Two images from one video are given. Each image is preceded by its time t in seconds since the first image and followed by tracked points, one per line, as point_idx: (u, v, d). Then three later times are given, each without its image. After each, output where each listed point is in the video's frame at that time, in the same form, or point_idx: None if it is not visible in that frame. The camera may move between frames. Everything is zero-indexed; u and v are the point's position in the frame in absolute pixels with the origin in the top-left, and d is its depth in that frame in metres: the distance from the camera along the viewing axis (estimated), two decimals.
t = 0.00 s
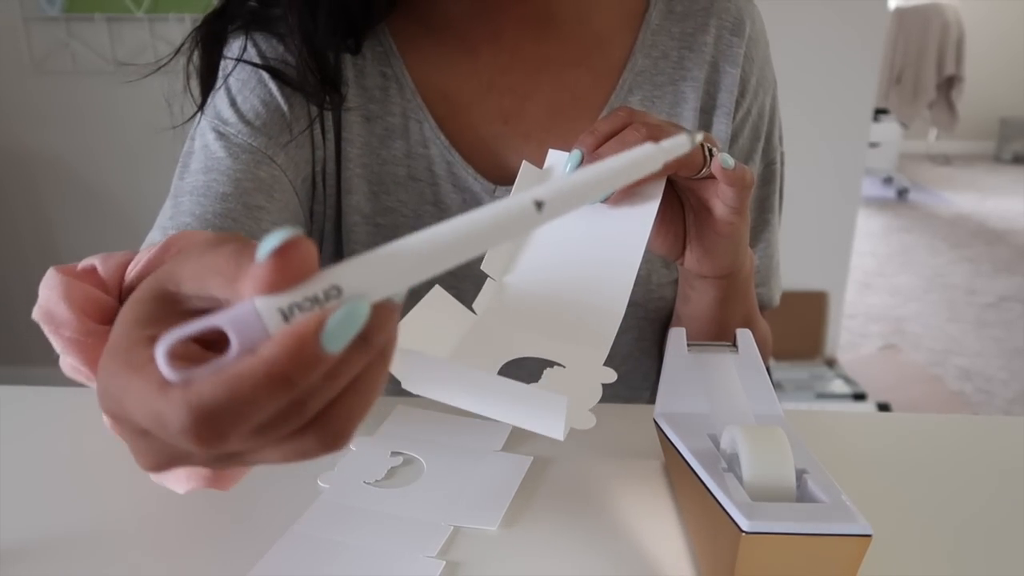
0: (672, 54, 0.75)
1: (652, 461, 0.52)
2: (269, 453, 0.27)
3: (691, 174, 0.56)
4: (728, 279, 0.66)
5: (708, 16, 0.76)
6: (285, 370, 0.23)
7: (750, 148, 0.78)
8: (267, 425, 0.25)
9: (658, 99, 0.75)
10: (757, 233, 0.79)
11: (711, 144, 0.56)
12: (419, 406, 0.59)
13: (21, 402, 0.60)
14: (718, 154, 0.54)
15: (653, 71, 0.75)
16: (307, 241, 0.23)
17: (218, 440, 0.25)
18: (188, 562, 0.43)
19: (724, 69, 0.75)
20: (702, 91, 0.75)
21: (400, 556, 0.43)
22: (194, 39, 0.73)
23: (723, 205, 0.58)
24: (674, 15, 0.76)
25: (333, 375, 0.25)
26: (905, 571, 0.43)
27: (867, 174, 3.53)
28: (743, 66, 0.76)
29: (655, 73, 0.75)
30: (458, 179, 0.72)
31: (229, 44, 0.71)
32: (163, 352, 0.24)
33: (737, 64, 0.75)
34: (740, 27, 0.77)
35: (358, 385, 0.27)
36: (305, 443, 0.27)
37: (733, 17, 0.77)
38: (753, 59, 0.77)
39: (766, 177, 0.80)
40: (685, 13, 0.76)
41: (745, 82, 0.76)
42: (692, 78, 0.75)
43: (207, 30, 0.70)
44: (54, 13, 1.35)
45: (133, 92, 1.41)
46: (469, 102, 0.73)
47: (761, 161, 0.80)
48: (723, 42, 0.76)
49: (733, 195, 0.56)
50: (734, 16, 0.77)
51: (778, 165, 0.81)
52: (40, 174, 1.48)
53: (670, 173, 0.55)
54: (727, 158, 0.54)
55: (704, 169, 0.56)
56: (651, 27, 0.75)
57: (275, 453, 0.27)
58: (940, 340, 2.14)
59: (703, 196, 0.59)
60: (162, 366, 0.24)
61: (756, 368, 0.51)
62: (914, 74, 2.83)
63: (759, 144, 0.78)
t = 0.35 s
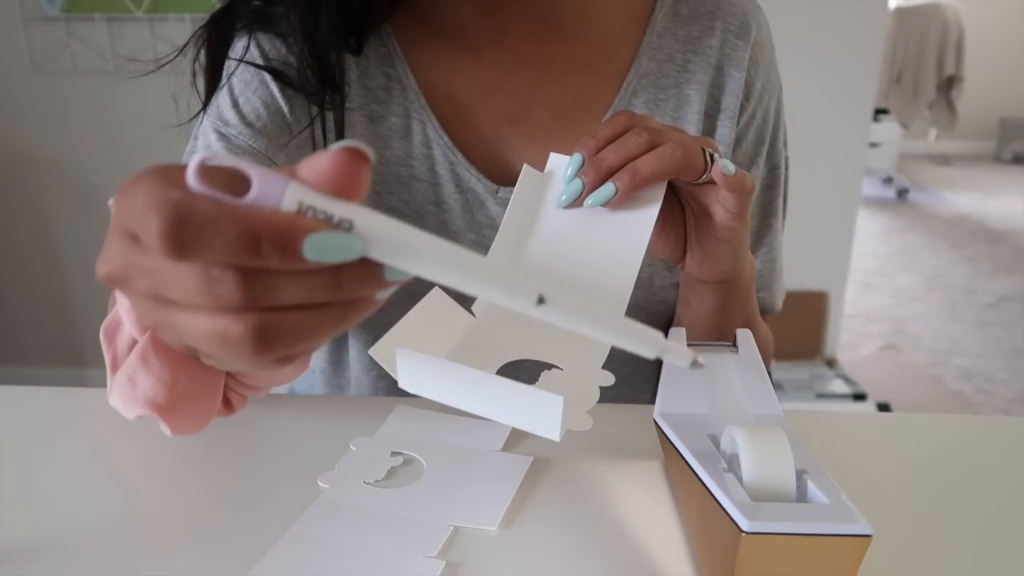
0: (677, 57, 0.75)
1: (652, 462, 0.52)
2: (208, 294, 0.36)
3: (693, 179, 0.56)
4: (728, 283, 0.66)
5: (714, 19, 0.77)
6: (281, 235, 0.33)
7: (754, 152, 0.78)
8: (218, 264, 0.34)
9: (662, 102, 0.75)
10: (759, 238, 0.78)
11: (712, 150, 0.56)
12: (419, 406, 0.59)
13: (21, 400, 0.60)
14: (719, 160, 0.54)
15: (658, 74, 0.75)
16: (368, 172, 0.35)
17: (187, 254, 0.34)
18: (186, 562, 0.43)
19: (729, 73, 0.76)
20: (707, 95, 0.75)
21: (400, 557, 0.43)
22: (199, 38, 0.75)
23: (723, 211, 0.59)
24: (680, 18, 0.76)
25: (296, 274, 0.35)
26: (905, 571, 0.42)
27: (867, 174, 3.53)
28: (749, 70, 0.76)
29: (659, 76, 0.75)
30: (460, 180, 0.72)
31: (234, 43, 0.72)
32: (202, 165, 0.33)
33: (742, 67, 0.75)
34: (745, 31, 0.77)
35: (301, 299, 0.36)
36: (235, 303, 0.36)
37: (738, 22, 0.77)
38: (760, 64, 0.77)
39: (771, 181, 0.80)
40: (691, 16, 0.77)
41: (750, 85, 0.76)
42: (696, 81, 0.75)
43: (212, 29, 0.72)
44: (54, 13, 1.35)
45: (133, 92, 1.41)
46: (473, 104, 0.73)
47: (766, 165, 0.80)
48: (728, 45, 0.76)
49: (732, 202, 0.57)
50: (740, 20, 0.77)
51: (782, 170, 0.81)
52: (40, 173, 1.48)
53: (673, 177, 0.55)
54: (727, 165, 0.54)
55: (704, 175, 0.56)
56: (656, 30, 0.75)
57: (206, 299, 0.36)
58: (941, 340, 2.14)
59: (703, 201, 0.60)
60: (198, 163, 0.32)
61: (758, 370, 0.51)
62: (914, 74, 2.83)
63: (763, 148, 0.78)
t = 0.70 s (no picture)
0: (677, 58, 0.75)
1: (652, 462, 0.52)
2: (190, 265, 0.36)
3: (688, 180, 0.55)
4: (725, 284, 0.66)
5: (715, 20, 0.77)
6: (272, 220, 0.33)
7: (753, 153, 0.78)
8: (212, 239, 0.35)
9: (661, 103, 0.75)
10: (757, 238, 0.79)
11: (706, 152, 0.56)
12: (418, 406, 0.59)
13: (21, 401, 0.60)
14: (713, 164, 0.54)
15: (658, 75, 0.75)
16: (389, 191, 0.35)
17: (189, 221, 0.35)
18: (187, 561, 0.43)
19: (729, 74, 0.76)
20: (706, 96, 0.75)
21: (401, 557, 0.43)
22: (199, 40, 0.75)
23: (718, 213, 0.59)
24: (679, 19, 0.76)
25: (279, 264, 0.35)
26: (904, 571, 0.43)
27: (867, 174, 3.54)
28: (748, 71, 0.76)
29: (659, 77, 0.75)
30: (459, 181, 0.72)
31: (235, 45, 0.72)
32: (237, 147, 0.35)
33: (742, 68, 0.75)
34: (745, 32, 0.77)
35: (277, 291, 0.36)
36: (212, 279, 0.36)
37: (738, 23, 0.77)
38: (759, 64, 0.78)
39: (770, 182, 0.80)
40: (691, 17, 0.77)
41: (750, 86, 0.76)
42: (695, 82, 0.75)
43: (212, 31, 0.72)
44: (54, 13, 1.35)
45: (133, 91, 1.41)
46: (472, 105, 0.73)
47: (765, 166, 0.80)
48: (728, 46, 0.76)
49: (727, 203, 0.57)
50: (740, 22, 0.77)
51: (782, 171, 0.81)
52: (39, 173, 1.48)
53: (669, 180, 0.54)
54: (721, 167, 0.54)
55: (700, 177, 0.55)
56: (657, 30, 0.76)
57: (189, 270, 0.36)
58: (941, 339, 2.14)
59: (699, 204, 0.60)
60: (229, 133, 0.33)
61: (758, 370, 0.51)
62: (914, 74, 2.83)
63: (762, 149, 0.78)
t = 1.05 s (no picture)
0: (677, 58, 0.75)
1: (652, 462, 0.52)
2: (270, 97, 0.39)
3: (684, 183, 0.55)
4: (724, 285, 0.66)
5: (714, 21, 0.77)
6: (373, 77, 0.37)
7: (753, 153, 0.78)
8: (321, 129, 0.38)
9: (661, 103, 0.75)
10: (757, 238, 0.78)
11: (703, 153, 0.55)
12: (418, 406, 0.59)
13: (22, 400, 0.60)
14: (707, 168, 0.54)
15: (658, 75, 0.75)
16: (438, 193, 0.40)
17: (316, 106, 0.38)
18: (188, 562, 0.43)
19: (729, 74, 0.76)
20: (706, 96, 0.75)
21: (401, 557, 0.43)
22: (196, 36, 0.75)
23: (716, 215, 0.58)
24: (679, 20, 0.77)
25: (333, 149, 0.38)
26: (905, 570, 0.43)
27: (867, 174, 3.54)
28: (748, 70, 0.76)
29: (658, 78, 0.75)
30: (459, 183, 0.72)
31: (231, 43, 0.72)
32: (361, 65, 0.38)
33: (742, 68, 0.75)
34: (745, 32, 0.77)
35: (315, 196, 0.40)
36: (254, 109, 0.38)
37: (738, 23, 0.77)
38: (759, 64, 0.78)
39: (771, 182, 0.80)
40: (691, 17, 0.77)
41: (750, 87, 0.76)
42: (695, 82, 0.75)
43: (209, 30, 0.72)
44: (54, 13, 1.35)
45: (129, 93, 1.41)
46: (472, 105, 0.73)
47: (765, 166, 0.80)
48: (728, 46, 0.76)
49: (723, 205, 0.57)
50: (739, 22, 0.77)
51: (782, 170, 0.81)
52: (39, 173, 1.48)
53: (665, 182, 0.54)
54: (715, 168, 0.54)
55: (696, 179, 0.55)
56: (656, 31, 0.76)
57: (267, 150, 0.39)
58: (940, 339, 2.14)
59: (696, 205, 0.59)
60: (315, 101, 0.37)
61: (757, 370, 0.51)
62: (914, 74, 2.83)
63: (762, 149, 0.78)
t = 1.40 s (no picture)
0: (676, 56, 0.75)
1: (652, 462, 0.52)
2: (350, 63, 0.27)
3: (680, 183, 0.55)
4: (724, 284, 0.66)
5: (713, 17, 0.76)
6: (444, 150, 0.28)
7: (754, 150, 0.78)
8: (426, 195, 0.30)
9: (661, 102, 0.75)
10: (760, 235, 0.78)
11: (700, 152, 0.55)
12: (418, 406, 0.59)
13: (24, 399, 0.60)
14: (704, 171, 0.55)
15: (657, 73, 0.75)
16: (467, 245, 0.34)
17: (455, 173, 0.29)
18: (187, 562, 0.43)
19: (729, 71, 0.76)
20: (706, 93, 0.75)
21: (401, 557, 0.43)
22: None
23: (716, 216, 0.59)
24: (678, 16, 0.76)
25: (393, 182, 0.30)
26: (905, 571, 0.42)
27: (867, 174, 3.54)
28: (748, 67, 0.76)
29: (658, 76, 0.75)
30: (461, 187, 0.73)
31: None
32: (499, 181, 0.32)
33: (741, 65, 0.75)
34: (745, 28, 0.77)
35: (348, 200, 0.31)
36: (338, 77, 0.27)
37: (738, 18, 0.77)
38: (759, 60, 0.77)
39: (772, 179, 0.80)
40: (690, 14, 0.76)
41: (751, 83, 0.76)
42: (695, 79, 0.75)
43: None
44: (54, 13, 1.35)
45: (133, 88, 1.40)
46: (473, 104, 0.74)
47: (766, 163, 0.80)
48: (727, 42, 0.76)
49: (723, 209, 0.58)
50: (739, 17, 0.77)
51: (783, 167, 0.81)
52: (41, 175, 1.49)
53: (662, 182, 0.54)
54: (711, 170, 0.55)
55: (692, 180, 0.55)
56: (655, 28, 0.75)
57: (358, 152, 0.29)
58: (940, 339, 2.14)
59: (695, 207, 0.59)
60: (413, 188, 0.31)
61: (756, 370, 0.50)
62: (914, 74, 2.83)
63: (763, 146, 0.78)
